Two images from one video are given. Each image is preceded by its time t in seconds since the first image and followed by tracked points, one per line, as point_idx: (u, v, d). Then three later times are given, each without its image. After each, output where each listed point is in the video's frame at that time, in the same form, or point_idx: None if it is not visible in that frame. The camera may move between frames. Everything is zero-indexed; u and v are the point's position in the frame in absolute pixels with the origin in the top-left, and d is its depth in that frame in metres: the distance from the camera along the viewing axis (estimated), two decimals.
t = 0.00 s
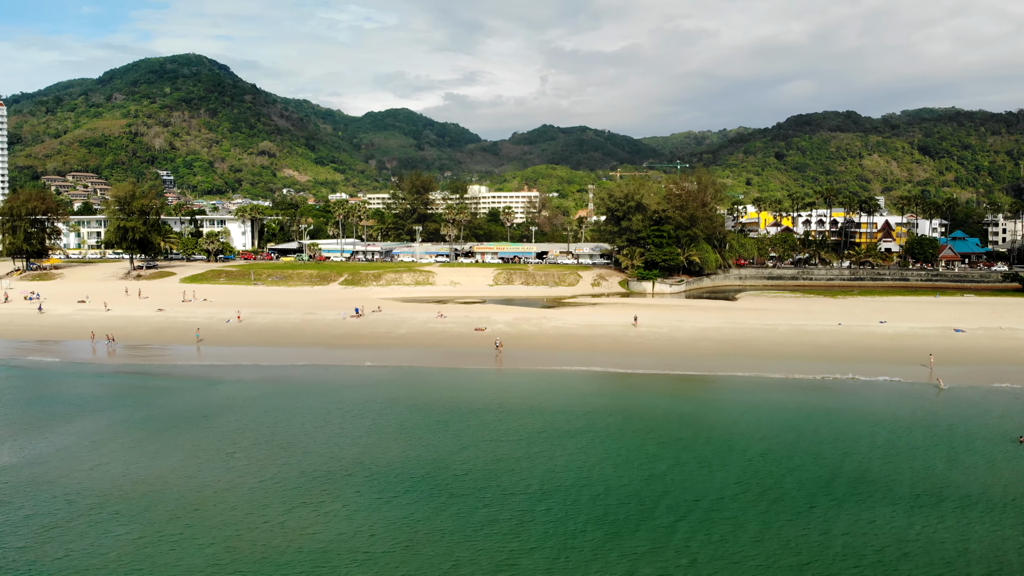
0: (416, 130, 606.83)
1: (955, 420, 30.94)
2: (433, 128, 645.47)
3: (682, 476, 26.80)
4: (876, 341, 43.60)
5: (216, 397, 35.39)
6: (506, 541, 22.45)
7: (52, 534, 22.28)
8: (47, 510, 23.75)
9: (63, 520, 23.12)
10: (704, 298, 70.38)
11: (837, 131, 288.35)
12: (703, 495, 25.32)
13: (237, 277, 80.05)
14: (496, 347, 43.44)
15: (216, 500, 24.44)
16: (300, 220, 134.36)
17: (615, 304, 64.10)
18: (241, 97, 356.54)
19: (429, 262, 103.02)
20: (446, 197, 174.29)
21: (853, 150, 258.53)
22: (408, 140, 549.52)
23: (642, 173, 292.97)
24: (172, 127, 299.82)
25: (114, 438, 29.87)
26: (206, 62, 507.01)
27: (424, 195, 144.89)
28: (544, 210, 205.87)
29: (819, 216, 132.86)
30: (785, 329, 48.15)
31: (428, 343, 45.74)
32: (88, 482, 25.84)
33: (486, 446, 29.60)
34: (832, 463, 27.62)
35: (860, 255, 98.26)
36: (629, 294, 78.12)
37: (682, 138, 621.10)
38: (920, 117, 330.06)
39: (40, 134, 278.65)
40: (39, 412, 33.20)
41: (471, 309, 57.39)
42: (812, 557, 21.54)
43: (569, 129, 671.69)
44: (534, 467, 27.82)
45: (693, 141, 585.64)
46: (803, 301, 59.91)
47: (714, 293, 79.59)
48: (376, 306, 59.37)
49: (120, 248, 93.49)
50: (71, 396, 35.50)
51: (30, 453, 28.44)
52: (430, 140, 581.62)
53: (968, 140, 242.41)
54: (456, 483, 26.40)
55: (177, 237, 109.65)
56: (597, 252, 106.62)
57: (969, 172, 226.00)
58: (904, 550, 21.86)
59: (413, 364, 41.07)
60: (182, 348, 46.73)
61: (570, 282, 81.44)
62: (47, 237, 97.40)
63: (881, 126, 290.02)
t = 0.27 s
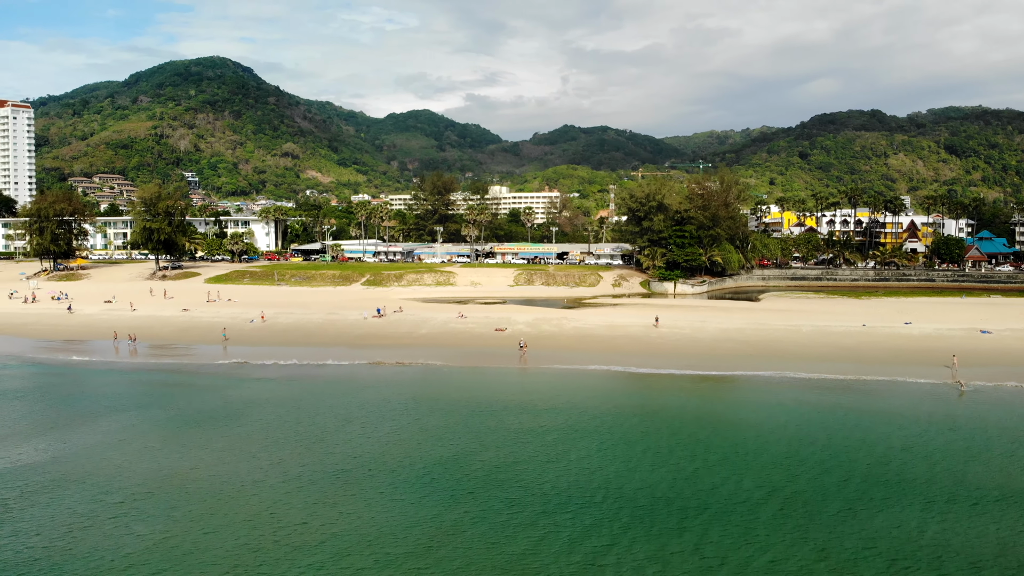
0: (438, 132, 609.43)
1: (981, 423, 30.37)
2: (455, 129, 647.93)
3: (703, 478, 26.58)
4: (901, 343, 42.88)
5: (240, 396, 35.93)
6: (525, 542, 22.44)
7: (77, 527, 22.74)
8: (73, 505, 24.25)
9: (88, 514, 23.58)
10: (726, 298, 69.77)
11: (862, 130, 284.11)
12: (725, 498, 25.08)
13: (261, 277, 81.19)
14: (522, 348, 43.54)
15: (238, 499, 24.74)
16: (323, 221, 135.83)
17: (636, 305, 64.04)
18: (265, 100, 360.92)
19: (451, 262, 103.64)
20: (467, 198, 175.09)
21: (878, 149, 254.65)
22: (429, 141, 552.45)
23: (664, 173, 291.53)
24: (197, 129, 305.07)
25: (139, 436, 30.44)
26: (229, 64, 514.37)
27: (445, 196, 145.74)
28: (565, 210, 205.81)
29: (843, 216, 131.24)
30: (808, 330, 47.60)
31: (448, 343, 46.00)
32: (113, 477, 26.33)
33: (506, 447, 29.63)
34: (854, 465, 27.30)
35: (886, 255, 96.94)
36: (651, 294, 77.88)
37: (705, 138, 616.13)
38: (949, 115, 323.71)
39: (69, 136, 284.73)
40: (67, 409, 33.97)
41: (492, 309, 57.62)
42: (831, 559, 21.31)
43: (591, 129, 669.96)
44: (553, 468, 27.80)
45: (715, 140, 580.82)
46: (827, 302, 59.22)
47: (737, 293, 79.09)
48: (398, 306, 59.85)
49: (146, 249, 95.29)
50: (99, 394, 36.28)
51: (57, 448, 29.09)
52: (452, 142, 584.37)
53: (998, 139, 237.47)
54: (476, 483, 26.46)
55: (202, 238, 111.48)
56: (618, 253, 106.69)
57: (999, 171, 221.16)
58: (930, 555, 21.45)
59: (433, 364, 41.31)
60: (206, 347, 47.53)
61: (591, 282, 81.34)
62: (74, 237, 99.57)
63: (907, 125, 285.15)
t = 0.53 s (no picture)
0: (459, 133, 611.55)
1: (1009, 428, 29.92)
2: (476, 129, 649.57)
3: (725, 481, 26.41)
4: (928, 345, 42.13)
5: (264, 395, 36.41)
6: (545, 543, 22.47)
7: (103, 524, 23.18)
8: (99, 502, 24.72)
9: (113, 511, 24.02)
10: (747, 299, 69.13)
11: (888, 129, 279.67)
12: (746, 501, 24.88)
13: (284, 278, 82.10)
14: (544, 349, 43.58)
15: (260, 497, 25.04)
16: (345, 221, 137.12)
17: (657, 305, 63.97)
18: (288, 102, 365.84)
19: (471, 262, 104.18)
20: (487, 198, 175.70)
21: (904, 148, 250.45)
22: (451, 141, 554.61)
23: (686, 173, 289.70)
24: (221, 130, 309.83)
25: (165, 433, 31.00)
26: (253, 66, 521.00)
27: (466, 196, 146.28)
28: (585, 211, 205.59)
29: (868, 216, 129.38)
30: (832, 331, 46.99)
31: (469, 343, 46.29)
32: (138, 475, 26.78)
33: (526, 447, 29.71)
34: (878, 468, 27.05)
35: (912, 256, 95.30)
36: (672, 295, 77.53)
37: (728, 137, 610.82)
38: (978, 114, 317.25)
39: (97, 138, 290.23)
40: (94, 407, 34.62)
41: (513, 310, 57.80)
42: (856, 564, 21.11)
43: (612, 129, 667.40)
44: (573, 468, 27.78)
45: (739, 139, 575.06)
46: (851, 303, 58.42)
47: (760, 294, 78.47)
48: (418, 306, 60.21)
49: (172, 249, 96.90)
50: (126, 393, 36.98)
51: (84, 445, 29.69)
52: (473, 142, 586.48)
53: None
54: (496, 483, 26.55)
55: (227, 239, 113.12)
56: (639, 253, 106.22)
57: None
58: (958, 561, 21.15)
59: (454, 364, 41.58)
60: (230, 346, 48.22)
61: (612, 283, 81.11)
62: (101, 237, 101.48)
63: (933, 124, 280.03)
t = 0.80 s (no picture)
0: (481, 133, 613.17)
1: None
2: (498, 130, 650.34)
3: (745, 484, 26.19)
4: (955, 348, 41.29)
5: (287, 395, 36.83)
6: (562, 545, 22.46)
7: (126, 522, 23.56)
8: (122, 499, 25.13)
9: (136, 509, 24.41)
10: (770, 301, 68.24)
11: (915, 128, 274.63)
12: (766, 505, 24.64)
13: (307, 278, 82.92)
14: (568, 351, 43.57)
15: (280, 496, 25.31)
16: (367, 222, 138.23)
17: (678, 307, 63.65)
18: (311, 104, 370.22)
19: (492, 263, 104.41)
20: (508, 199, 175.97)
21: (931, 148, 245.83)
22: (472, 142, 556.14)
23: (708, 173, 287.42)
24: (245, 132, 314.67)
25: (191, 432, 31.50)
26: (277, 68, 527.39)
27: (487, 197, 146.60)
28: (606, 211, 204.96)
29: (894, 217, 127.17)
30: (856, 334, 46.24)
31: (490, 344, 46.43)
32: (163, 473, 27.25)
33: (545, 448, 29.72)
34: (903, 472, 26.60)
35: (939, 257, 93.52)
36: (695, 296, 76.91)
37: (752, 137, 604.44)
38: (1008, 112, 310.21)
39: (124, 139, 295.60)
40: (120, 406, 35.24)
41: (533, 311, 57.81)
42: (881, 570, 20.74)
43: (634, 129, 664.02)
44: (592, 470, 27.73)
45: (762, 138, 568.37)
46: (875, 305, 57.49)
47: (784, 296, 77.58)
48: (439, 307, 60.47)
49: (197, 250, 98.42)
50: (151, 392, 37.62)
51: (109, 444, 30.24)
52: (495, 142, 587.92)
53: None
54: (514, 485, 26.58)
55: (251, 240, 114.61)
56: (661, 254, 105.54)
57: None
58: (986, 567, 20.72)
59: (474, 365, 41.69)
60: (253, 347, 48.80)
61: (633, 284, 80.73)
62: (127, 238, 103.29)
63: (961, 123, 274.58)
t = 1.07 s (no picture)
0: (503, 134, 614.44)
1: None
2: (520, 130, 650.34)
3: (771, 488, 25.98)
4: (985, 349, 40.45)
5: (313, 395, 37.40)
6: (585, 548, 22.43)
7: (152, 521, 23.99)
8: (148, 498, 25.57)
9: (163, 508, 24.86)
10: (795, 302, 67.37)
11: (943, 126, 269.61)
12: (793, 509, 24.41)
13: (331, 279, 83.72)
14: (596, 353, 43.58)
15: (304, 496, 25.60)
16: (390, 223, 139.36)
17: (702, 308, 63.31)
18: (335, 106, 374.37)
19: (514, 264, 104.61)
20: (530, 199, 176.26)
21: (958, 146, 241.32)
22: (494, 142, 557.08)
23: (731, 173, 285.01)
24: (270, 134, 319.12)
25: (218, 432, 32.09)
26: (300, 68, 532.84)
27: (509, 197, 146.88)
28: (629, 211, 204.26)
29: (922, 216, 124.58)
30: (883, 335, 45.55)
31: (512, 346, 46.60)
32: (192, 471, 27.81)
33: (569, 449, 29.83)
34: (932, 477, 26.23)
35: (968, 257, 91.70)
36: (718, 297, 76.28)
37: (777, 135, 596.50)
38: None
39: (151, 141, 300.94)
40: (148, 406, 35.94)
41: (555, 312, 57.86)
42: None
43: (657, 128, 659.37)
44: (616, 471, 27.79)
45: (787, 138, 561.43)
46: (903, 306, 56.56)
47: (809, 297, 76.66)
48: (462, 308, 60.76)
49: (223, 251, 99.99)
50: (179, 391, 38.42)
51: (137, 443, 30.83)
52: (517, 143, 588.94)
53: None
54: (538, 485, 26.66)
55: (276, 241, 116.10)
56: (684, 254, 104.74)
57: None
58: None
59: (497, 367, 41.87)
60: (278, 347, 49.52)
61: (656, 285, 80.35)
62: (155, 239, 105.25)
63: (989, 121, 269.02)
